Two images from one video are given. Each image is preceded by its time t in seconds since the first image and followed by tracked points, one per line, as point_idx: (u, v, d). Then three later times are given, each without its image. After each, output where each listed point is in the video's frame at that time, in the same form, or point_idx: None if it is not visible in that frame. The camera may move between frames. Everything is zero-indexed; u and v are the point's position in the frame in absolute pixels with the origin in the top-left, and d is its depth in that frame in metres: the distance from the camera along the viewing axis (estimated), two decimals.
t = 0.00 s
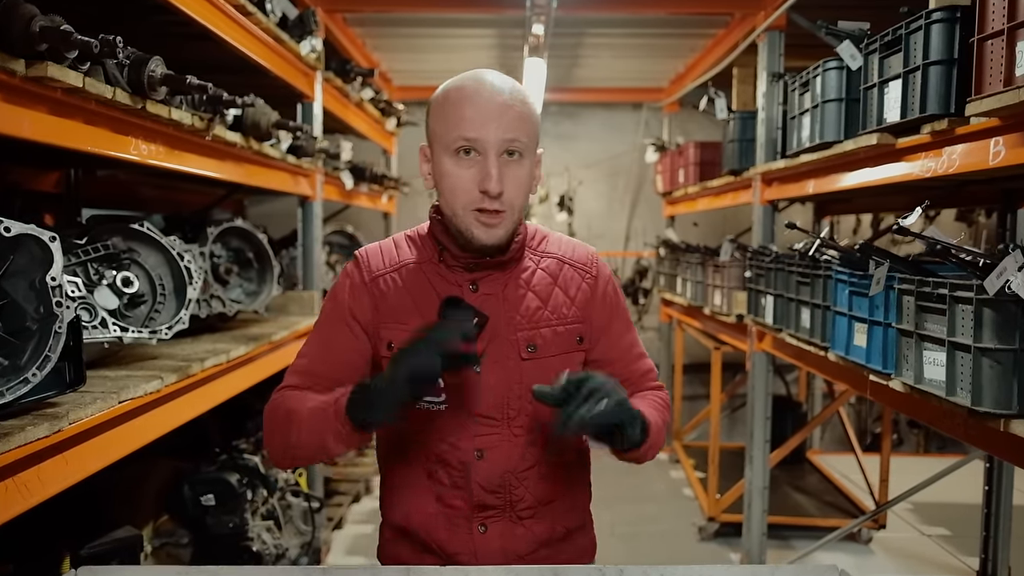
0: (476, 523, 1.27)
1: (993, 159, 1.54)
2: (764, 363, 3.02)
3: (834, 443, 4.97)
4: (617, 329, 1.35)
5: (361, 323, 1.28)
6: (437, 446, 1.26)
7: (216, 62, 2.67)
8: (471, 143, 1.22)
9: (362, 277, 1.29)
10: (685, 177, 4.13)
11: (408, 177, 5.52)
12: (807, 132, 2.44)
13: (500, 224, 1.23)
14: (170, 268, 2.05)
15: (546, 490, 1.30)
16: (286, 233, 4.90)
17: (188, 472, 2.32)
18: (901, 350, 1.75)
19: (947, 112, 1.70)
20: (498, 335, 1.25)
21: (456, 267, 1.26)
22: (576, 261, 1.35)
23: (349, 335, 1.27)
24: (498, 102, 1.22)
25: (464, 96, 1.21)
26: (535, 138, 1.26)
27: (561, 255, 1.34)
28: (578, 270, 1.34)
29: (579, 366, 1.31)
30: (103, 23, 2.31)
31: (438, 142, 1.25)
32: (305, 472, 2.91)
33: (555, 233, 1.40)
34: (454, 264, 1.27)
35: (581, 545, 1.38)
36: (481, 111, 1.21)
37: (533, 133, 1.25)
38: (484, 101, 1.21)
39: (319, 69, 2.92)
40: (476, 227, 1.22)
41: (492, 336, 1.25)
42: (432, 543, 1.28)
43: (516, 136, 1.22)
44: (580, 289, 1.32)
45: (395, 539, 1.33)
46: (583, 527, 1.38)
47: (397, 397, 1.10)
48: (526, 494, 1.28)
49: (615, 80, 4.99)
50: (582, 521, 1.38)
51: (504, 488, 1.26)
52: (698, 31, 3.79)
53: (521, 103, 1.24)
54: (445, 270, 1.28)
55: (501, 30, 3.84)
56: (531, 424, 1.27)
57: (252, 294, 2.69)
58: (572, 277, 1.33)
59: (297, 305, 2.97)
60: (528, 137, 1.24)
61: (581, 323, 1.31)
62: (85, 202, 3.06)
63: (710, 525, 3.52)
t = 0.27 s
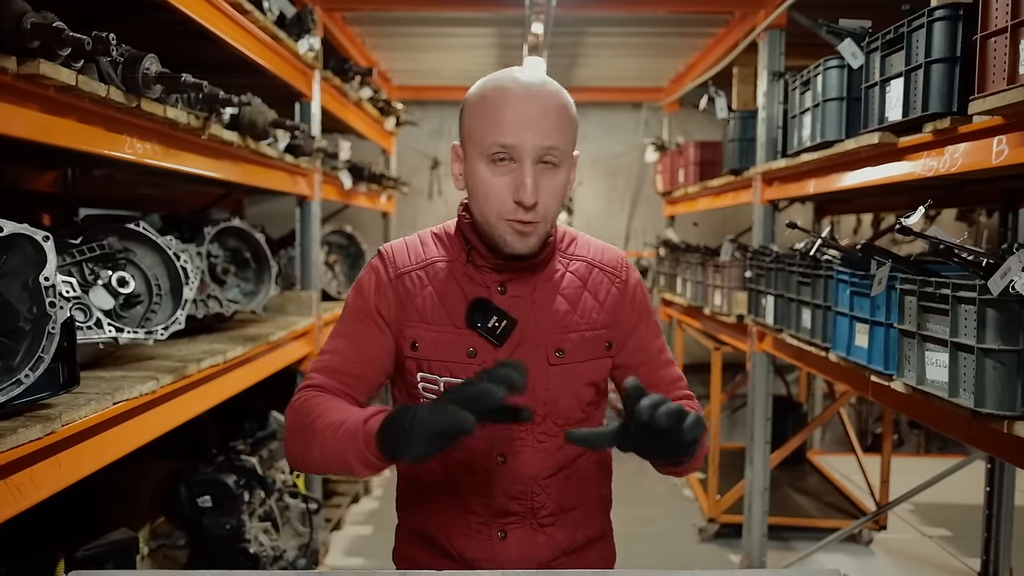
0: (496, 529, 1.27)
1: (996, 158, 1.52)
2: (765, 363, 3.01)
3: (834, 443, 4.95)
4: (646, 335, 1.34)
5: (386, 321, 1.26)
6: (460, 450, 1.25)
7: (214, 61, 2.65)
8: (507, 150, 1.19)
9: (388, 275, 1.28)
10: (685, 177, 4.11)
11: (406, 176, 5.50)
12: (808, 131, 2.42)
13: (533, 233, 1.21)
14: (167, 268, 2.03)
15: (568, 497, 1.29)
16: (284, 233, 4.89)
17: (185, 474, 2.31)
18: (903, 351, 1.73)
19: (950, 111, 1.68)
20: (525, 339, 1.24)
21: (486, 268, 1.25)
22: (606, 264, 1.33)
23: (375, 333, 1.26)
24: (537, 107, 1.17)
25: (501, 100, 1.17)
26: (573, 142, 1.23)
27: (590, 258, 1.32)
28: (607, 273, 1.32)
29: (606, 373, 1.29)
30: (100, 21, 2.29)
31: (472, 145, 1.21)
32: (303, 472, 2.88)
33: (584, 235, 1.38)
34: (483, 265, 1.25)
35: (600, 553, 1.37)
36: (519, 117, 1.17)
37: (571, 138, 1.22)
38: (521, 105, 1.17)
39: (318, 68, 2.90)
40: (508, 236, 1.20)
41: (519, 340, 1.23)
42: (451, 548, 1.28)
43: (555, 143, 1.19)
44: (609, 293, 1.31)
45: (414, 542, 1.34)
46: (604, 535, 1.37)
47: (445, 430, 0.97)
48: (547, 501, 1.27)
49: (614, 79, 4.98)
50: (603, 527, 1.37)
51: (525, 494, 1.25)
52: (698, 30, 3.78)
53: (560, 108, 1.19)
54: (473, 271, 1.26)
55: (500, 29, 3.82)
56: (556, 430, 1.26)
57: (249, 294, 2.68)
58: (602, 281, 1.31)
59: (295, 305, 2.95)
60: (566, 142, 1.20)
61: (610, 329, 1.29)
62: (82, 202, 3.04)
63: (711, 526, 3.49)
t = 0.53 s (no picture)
0: (513, 539, 1.26)
1: (1000, 158, 1.51)
2: (766, 364, 2.99)
3: (835, 444, 4.94)
4: (674, 343, 1.30)
5: (407, 323, 1.26)
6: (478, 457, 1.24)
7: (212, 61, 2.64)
8: (530, 145, 1.16)
9: (410, 275, 1.27)
10: (685, 177, 4.10)
11: (406, 176, 5.49)
12: (810, 131, 2.41)
13: (557, 232, 1.19)
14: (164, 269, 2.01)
15: (588, 509, 1.28)
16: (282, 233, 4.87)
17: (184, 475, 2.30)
18: (906, 352, 1.72)
19: (953, 110, 1.67)
20: (548, 345, 1.21)
21: (508, 270, 1.23)
22: (636, 268, 1.29)
23: (395, 334, 1.26)
24: (562, 101, 1.15)
25: (523, 94, 1.15)
26: (600, 137, 1.19)
27: (618, 261, 1.29)
28: (636, 278, 1.29)
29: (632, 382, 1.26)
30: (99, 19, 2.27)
31: (495, 142, 1.19)
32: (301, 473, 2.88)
33: (614, 237, 1.35)
34: (505, 267, 1.23)
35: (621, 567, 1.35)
36: (543, 112, 1.15)
37: (598, 132, 1.18)
38: (545, 99, 1.15)
39: (316, 67, 2.89)
40: (530, 235, 1.18)
41: (541, 346, 1.21)
42: (467, 555, 1.28)
43: (580, 138, 1.16)
44: (637, 299, 1.27)
45: (432, 548, 1.34)
46: (626, 549, 1.35)
47: (451, 440, 0.99)
48: (566, 512, 1.26)
49: (614, 79, 4.96)
50: (626, 540, 1.35)
51: (543, 504, 1.24)
52: (698, 29, 3.76)
53: (585, 101, 1.17)
54: (496, 274, 1.25)
55: (499, 28, 3.81)
56: (578, 439, 1.24)
57: (248, 295, 2.67)
58: (630, 285, 1.28)
59: (293, 305, 2.94)
60: (592, 137, 1.17)
61: (636, 336, 1.27)
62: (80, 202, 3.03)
63: (711, 528, 3.48)
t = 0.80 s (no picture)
0: (524, 543, 1.24)
1: (1002, 157, 1.49)
2: (767, 365, 2.98)
3: (835, 445, 4.93)
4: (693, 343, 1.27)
5: (421, 318, 1.25)
6: (490, 456, 1.22)
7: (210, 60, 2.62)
8: (540, 139, 1.16)
9: (423, 270, 1.26)
10: (685, 177, 4.09)
11: (405, 176, 5.48)
12: (811, 130, 2.40)
13: (568, 227, 1.16)
14: (162, 270, 1.99)
15: (601, 514, 1.25)
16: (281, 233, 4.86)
17: (182, 476, 2.29)
18: (908, 353, 1.71)
19: (956, 109, 1.66)
20: (560, 341, 1.21)
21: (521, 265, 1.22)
22: (654, 264, 1.28)
23: (409, 328, 1.24)
24: (572, 94, 1.15)
25: (532, 88, 1.15)
26: (612, 131, 1.19)
27: (635, 257, 1.28)
28: (654, 274, 1.27)
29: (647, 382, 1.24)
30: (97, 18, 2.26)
31: (505, 137, 1.19)
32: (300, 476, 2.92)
33: (633, 233, 1.33)
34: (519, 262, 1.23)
35: None
36: (553, 105, 1.14)
37: (609, 126, 1.18)
38: (555, 93, 1.15)
39: (316, 67, 2.88)
40: (541, 229, 1.17)
41: (552, 343, 1.20)
42: (478, 559, 1.26)
43: (590, 131, 1.15)
44: (654, 296, 1.26)
45: (443, 551, 1.31)
46: (641, 557, 1.32)
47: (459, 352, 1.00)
48: (578, 517, 1.24)
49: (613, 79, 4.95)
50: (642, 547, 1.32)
51: (554, 507, 1.22)
52: (698, 29, 3.75)
53: (596, 95, 1.16)
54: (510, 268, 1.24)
55: (499, 27, 3.80)
56: (590, 439, 1.23)
57: (246, 295, 2.66)
58: (647, 282, 1.26)
59: (292, 306, 2.93)
60: (604, 130, 1.17)
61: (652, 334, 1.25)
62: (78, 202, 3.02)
63: (711, 529, 3.47)
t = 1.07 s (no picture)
0: (526, 551, 1.23)
1: (1005, 158, 1.48)
2: (767, 366, 2.97)
3: (835, 446, 4.92)
4: (705, 355, 1.24)
5: (429, 323, 1.25)
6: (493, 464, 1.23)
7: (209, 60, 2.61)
8: (548, 144, 1.15)
9: (431, 275, 1.27)
10: (685, 177, 4.08)
11: (405, 176, 5.47)
12: (811, 131, 2.39)
13: (576, 235, 1.16)
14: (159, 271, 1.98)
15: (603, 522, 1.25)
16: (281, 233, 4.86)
17: (179, 478, 2.28)
18: (910, 355, 1.69)
19: (957, 110, 1.65)
20: (565, 350, 1.19)
21: (528, 271, 1.21)
22: (666, 273, 1.25)
23: (419, 335, 1.25)
24: (580, 97, 1.14)
25: (541, 91, 1.14)
26: (623, 135, 1.17)
27: (647, 264, 1.25)
28: (665, 283, 1.24)
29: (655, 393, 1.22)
30: (95, 18, 2.25)
31: (514, 142, 1.18)
32: (299, 478, 2.92)
33: (647, 239, 1.31)
34: (525, 268, 1.21)
35: None
36: (562, 110, 1.14)
37: (620, 130, 1.17)
38: (564, 97, 1.14)
39: (315, 67, 2.87)
40: (550, 236, 1.16)
41: (557, 352, 1.19)
42: (480, 564, 1.26)
43: (600, 137, 1.14)
44: (665, 305, 1.23)
45: (446, 554, 1.33)
46: (645, 566, 1.31)
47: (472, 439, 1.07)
48: (581, 525, 1.23)
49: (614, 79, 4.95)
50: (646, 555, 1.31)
51: (557, 516, 1.22)
52: (698, 29, 3.74)
53: (606, 99, 1.15)
54: (518, 275, 1.23)
55: (499, 27, 3.79)
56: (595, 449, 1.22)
57: (245, 296, 2.65)
58: (658, 291, 1.24)
59: (291, 307, 2.92)
60: (613, 136, 1.16)
61: (662, 344, 1.22)
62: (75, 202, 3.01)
63: (711, 530, 3.46)
